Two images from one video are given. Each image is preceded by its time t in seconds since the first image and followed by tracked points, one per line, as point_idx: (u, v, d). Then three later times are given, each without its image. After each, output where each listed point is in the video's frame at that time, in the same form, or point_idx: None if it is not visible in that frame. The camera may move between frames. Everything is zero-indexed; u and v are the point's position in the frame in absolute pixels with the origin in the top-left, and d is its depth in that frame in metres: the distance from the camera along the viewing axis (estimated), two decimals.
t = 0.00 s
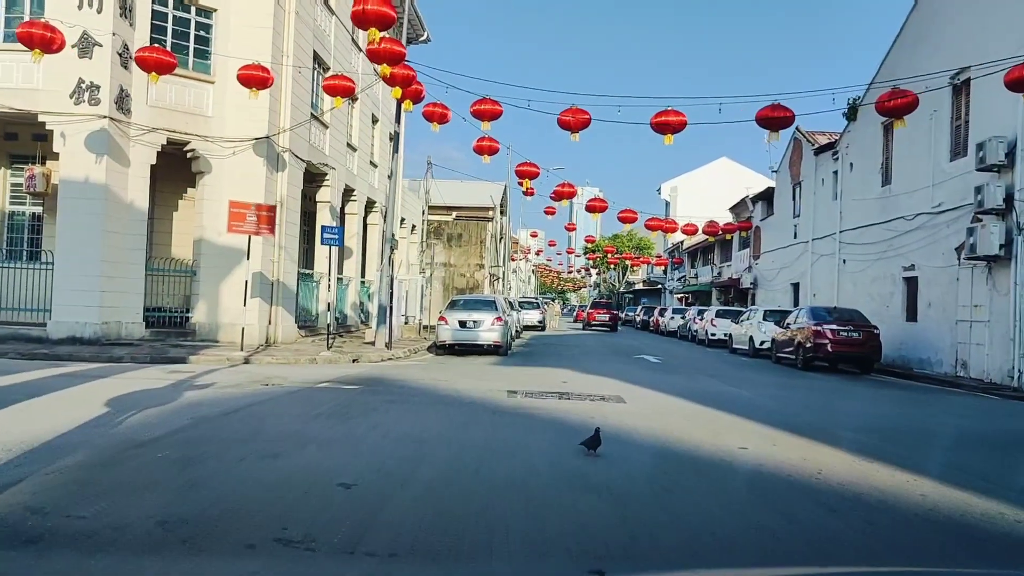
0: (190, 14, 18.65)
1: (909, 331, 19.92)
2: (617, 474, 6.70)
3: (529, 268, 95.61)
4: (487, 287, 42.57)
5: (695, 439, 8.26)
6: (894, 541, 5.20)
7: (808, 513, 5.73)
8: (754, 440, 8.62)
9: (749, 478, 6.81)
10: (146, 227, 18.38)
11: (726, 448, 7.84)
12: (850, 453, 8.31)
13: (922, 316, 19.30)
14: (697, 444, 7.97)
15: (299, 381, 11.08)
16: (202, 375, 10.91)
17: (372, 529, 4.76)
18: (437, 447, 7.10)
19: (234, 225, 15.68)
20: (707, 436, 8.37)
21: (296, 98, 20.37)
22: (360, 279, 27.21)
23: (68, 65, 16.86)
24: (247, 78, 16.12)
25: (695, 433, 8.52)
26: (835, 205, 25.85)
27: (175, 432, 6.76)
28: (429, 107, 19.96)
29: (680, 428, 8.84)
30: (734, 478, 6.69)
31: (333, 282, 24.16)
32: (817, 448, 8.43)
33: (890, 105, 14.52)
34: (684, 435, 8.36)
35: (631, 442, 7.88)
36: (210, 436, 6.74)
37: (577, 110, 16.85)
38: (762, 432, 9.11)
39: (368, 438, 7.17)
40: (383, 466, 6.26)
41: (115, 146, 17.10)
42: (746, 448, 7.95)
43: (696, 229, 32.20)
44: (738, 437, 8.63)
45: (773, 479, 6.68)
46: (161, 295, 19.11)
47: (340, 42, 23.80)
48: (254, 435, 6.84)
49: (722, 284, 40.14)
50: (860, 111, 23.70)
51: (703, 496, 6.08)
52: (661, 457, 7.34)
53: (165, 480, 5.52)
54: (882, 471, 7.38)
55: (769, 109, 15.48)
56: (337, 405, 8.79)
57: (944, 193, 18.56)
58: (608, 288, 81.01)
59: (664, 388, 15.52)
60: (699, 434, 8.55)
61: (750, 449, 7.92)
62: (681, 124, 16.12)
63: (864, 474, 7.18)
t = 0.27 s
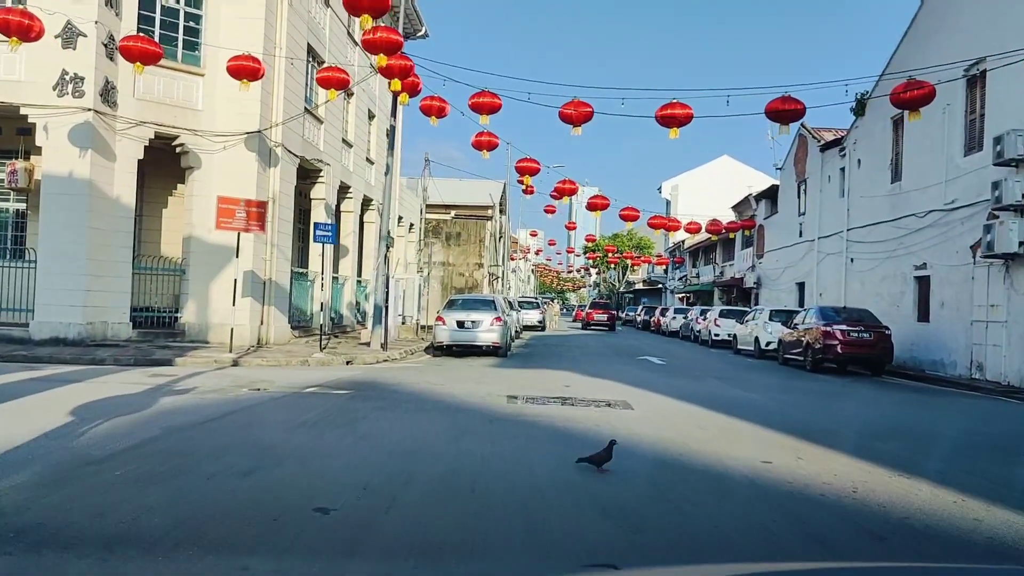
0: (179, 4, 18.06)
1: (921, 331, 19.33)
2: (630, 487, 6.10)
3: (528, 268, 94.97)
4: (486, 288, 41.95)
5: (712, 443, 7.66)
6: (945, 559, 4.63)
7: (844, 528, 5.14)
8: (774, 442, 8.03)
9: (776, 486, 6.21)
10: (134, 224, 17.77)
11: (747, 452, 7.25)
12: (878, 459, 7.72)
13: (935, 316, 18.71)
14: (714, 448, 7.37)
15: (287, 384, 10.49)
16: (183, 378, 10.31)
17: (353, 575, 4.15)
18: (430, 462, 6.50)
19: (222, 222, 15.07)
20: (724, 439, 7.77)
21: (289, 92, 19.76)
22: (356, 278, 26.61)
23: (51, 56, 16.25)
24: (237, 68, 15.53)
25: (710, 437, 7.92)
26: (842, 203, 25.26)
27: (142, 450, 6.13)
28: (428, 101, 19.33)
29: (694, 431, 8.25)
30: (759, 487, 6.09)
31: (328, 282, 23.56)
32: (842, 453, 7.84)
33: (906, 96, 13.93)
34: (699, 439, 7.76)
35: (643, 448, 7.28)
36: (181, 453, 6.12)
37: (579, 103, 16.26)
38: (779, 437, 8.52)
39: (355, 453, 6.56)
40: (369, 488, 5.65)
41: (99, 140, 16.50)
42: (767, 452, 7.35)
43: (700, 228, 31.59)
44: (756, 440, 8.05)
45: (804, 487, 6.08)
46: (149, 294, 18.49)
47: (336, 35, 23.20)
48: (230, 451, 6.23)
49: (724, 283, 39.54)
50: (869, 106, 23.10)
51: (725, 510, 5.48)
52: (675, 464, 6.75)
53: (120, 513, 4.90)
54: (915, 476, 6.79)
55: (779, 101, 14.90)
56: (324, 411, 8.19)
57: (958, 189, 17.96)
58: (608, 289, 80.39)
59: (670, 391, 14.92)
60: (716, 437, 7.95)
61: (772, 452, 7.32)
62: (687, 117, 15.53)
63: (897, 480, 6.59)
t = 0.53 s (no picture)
0: None
1: (932, 333, 18.79)
2: (639, 505, 5.56)
3: (527, 269, 94.38)
4: (484, 288, 41.35)
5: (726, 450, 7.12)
6: None
7: (884, 553, 4.60)
8: (792, 450, 7.48)
9: (800, 502, 5.67)
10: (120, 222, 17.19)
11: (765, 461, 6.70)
12: (905, 469, 7.17)
13: (947, 317, 18.16)
14: (729, 457, 6.83)
15: (273, 389, 9.92)
16: (163, 383, 9.73)
17: None
18: (420, 479, 5.95)
19: (210, 218, 14.50)
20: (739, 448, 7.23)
21: (282, 86, 19.21)
22: (352, 278, 26.03)
23: (34, 47, 15.69)
24: (225, 59, 14.98)
25: (724, 444, 7.38)
26: (848, 201, 24.70)
27: (101, 476, 5.57)
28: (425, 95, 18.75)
29: (706, 439, 7.70)
30: (782, 503, 5.55)
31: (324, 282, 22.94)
32: (866, 463, 7.29)
33: (921, 88, 13.40)
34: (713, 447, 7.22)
35: (652, 458, 6.74)
36: (143, 478, 5.57)
37: (581, 96, 15.70)
38: (796, 446, 7.97)
39: (337, 471, 6.01)
40: (352, 512, 5.10)
41: (84, 134, 15.94)
42: (785, 461, 6.81)
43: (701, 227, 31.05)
44: (772, 448, 7.50)
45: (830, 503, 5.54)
46: (136, 293, 17.96)
47: (331, 28, 22.64)
48: (197, 476, 5.67)
49: (726, 284, 39.01)
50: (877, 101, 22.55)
51: (747, 532, 4.93)
52: (688, 478, 6.20)
53: (66, 549, 4.32)
54: (949, 488, 6.25)
55: (789, 94, 14.35)
56: (310, 419, 7.63)
57: (972, 186, 17.41)
58: (607, 290, 79.82)
59: (675, 394, 14.35)
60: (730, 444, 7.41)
61: (792, 461, 6.78)
62: (692, 111, 14.98)
63: (931, 494, 6.05)
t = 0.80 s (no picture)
0: None
1: (943, 333, 18.31)
2: (653, 520, 5.07)
3: (526, 269, 93.90)
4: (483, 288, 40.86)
5: (744, 455, 6.64)
6: None
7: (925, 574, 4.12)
8: (812, 456, 6.99)
9: (830, 513, 5.18)
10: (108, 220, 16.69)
11: (787, 466, 6.22)
12: (935, 476, 6.68)
13: (958, 317, 17.69)
14: (747, 463, 6.35)
15: (259, 393, 9.42)
16: (143, 387, 9.23)
17: None
18: (411, 494, 5.46)
19: (199, 216, 14.05)
20: (758, 453, 6.74)
21: (275, 80, 18.71)
22: (348, 278, 25.54)
23: (17, 40, 15.20)
24: (215, 50, 14.50)
25: (740, 449, 6.89)
26: (854, 199, 24.22)
27: (60, 498, 5.07)
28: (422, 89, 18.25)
29: (721, 443, 7.21)
30: (810, 516, 5.06)
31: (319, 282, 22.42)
32: (893, 469, 6.80)
33: (934, 80, 12.93)
34: (728, 452, 6.74)
35: (664, 464, 6.26)
36: (106, 500, 5.07)
37: (583, 89, 15.20)
38: (814, 451, 7.48)
39: (320, 489, 5.52)
40: (334, 536, 4.60)
41: (70, 128, 15.43)
42: (808, 465, 6.33)
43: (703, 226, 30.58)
44: (792, 451, 7.02)
45: (864, 515, 5.06)
46: (124, 293, 17.48)
47: (326, 22, 22.15)
48: (165, 498, 5.18)
49: (727, 284, 38.55)
50: (884, 97, 22.08)
51: (775, 550, 4.44)
52: (706, 487, 5.71)
53: None
54: (988, 496, 5.76)
55: (797, 87, 13.87)
56: (297, 424, 7.15)
57: (984, 183, 16.92)
58: (607, 290, 79.33)
59: (680, 397, 13.86)
60: (747, 449, 6.93)
61: (816, 466, 6.29)
62: (698, 104, 14.50)
63: (967, 502, 5.55)
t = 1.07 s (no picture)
0: None
1: (952, 334, 17.91)
2: (671, 539, 4.61)
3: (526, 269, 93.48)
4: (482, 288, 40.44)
5: (762, 466, 6.19)
6: None
7: None
8: (833, 466, 6.55)
9: (863, 534, 4.73)
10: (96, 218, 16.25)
11: (810, 479, 5.77)
12: (964, 489, 6.26)
13: (968, 318, 17.28)
14: (761, 474, 5.95)
15: (247, 398, 8.99)
16: (125, 392, 8.81)
17: None
18: (403, 511, 5.00)
19: (188, 214, 13.64)
20: (776, 464, 6.30)
21: (269, 76, 18.30)
22: (344, 278, 25.14)
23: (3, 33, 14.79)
24: (205, 43, 14.09)
25: (756, 459, 6.46)
26: (859, 198, 23.81)
27: (16, 517, 4.62)
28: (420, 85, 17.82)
29: (735, 452, 6.78)
30: (842, 537, 4.61)
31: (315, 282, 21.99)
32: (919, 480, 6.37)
33: (947, 75, 12.52)
34: (745, 463, 6.30)
35: (679, 476, 5.82)
36: (72, 518, 4.67)
37: (584, 84, 14.78)
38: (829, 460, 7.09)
39: (303, 505, 5.05)
40: (316, 559, 4.14)
41: (57, 124, 15.02)
42: (830, 476, 5.90)
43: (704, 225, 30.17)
44: (812, 461, 6.59)
45: (904, 536, 4.60)
46: (113, 293, 16.95)
47: (322, 17, 21.72)
48: (133, 518, 4.72)
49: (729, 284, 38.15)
50: (890, 93, 21.67)
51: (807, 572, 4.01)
52: (719, 500, 5.31)
53: None
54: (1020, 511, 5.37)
55: (805, 81, 13.46)
56: (284, 432, 6.71)
57: (994, 180, 16.51)
58: (606, 290, 78.91)
59: (685, 400, 13.44)
60: (763, 460, 6.49)
61: (840, 479, 5.85)
62: (702, 99, 14.08)
63: (999, 519, 5.16)
